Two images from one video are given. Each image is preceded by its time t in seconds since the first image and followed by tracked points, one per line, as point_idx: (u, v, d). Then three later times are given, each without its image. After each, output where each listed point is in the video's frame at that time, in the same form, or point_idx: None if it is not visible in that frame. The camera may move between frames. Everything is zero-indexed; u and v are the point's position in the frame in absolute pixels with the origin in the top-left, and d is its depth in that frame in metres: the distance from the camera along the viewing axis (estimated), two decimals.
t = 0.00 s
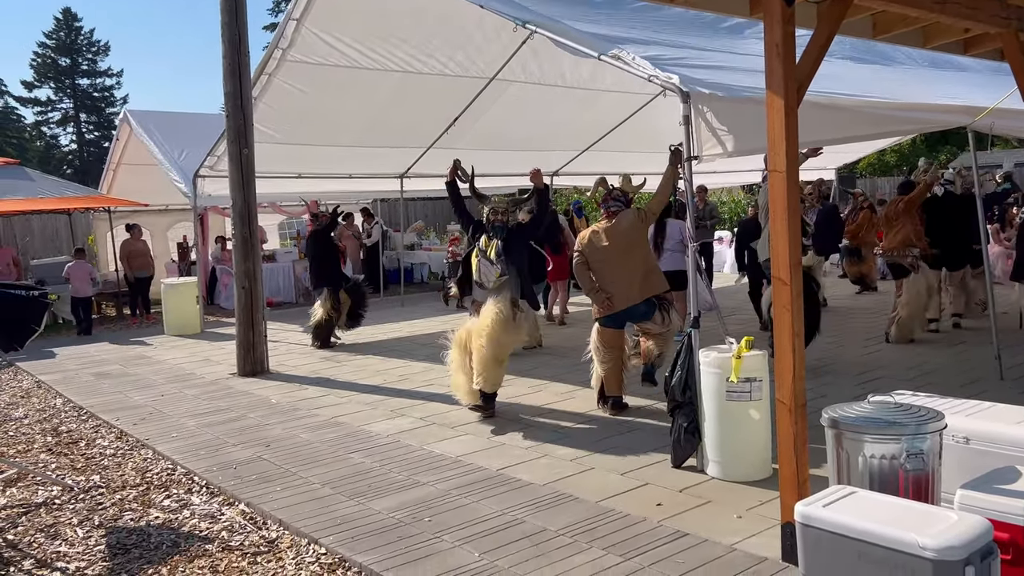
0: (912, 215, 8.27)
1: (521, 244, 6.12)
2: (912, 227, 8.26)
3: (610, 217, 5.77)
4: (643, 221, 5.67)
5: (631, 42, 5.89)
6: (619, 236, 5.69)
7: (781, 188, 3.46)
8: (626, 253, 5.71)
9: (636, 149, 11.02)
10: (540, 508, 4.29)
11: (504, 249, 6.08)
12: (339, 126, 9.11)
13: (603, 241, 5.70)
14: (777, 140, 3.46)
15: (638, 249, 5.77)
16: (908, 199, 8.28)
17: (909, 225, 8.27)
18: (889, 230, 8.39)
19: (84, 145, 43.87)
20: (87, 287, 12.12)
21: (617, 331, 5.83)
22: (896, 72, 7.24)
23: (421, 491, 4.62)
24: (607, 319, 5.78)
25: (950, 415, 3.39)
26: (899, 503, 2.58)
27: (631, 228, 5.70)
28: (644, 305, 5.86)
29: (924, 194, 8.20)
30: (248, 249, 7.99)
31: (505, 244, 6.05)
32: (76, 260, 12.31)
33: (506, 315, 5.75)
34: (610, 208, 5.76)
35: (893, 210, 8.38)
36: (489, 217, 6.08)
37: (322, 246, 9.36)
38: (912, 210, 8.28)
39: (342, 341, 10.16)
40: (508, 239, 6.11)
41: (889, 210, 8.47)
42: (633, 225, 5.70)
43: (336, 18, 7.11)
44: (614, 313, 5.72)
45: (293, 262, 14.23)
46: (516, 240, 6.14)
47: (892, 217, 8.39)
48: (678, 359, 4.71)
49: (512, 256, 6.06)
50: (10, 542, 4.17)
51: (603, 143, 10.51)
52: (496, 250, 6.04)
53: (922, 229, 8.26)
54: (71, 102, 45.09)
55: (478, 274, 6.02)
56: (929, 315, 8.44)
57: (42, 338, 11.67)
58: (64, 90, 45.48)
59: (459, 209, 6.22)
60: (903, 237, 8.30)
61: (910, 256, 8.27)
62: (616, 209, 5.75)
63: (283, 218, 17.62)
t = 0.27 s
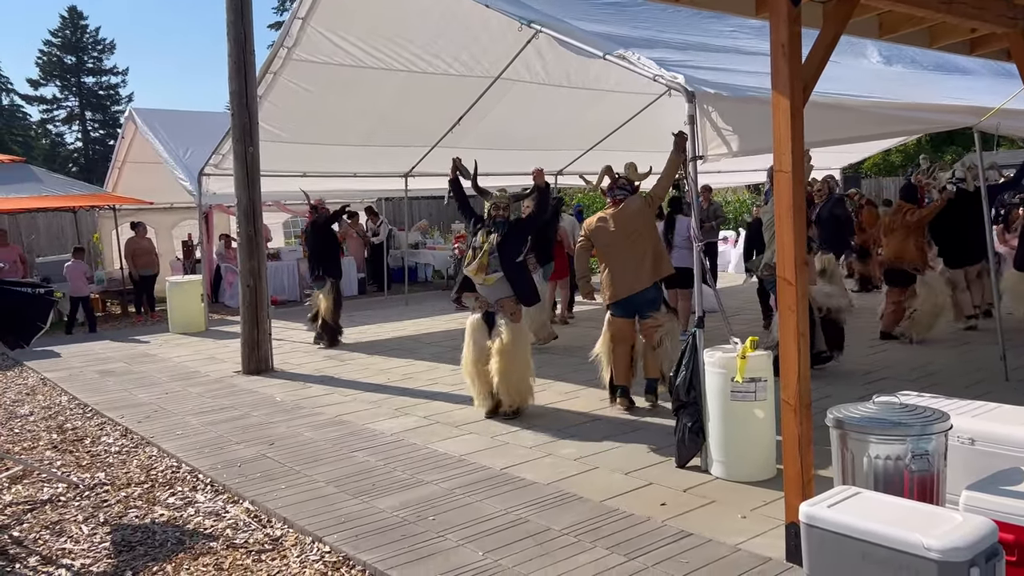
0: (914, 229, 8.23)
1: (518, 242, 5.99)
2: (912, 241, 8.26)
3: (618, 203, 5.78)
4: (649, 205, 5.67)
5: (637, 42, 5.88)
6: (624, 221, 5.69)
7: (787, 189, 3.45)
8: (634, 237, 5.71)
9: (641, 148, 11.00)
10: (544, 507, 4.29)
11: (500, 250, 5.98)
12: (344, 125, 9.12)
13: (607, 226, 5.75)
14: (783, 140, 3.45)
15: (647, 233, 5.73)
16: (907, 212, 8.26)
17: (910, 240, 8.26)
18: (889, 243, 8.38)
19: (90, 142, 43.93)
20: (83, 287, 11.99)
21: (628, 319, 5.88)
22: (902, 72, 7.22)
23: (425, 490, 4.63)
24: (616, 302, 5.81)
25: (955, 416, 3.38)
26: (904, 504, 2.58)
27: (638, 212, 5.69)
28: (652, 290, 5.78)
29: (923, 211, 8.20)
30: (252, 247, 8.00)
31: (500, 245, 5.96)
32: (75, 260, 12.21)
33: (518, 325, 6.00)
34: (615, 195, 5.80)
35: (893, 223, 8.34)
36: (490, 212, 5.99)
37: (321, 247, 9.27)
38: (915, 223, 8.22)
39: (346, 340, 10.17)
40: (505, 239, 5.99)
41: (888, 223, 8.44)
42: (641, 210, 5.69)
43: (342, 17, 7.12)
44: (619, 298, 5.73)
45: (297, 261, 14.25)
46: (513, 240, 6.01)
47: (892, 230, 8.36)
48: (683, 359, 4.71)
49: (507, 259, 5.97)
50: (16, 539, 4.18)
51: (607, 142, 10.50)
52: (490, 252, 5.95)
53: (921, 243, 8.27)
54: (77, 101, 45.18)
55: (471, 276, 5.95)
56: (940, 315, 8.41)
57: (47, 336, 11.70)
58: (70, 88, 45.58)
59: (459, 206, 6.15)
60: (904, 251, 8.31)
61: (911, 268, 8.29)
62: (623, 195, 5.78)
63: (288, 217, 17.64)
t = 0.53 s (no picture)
0: (924, 224, 7.95)
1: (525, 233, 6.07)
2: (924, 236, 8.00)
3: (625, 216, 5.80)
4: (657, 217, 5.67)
5: (642, 42, 5.88)
6: (631, 233, 5.71)
7: (792, 189, 3.45)
8: (641, 249, 5.70)
9: (645, 148, 10.99)
10: (547, 507, 4.29)
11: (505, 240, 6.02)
12: (349, 124, 9.12)
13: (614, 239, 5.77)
14: (788, 141, 3.45)
15: (656, 244, 5.72)
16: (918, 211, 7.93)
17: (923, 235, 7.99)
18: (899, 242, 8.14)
19: (95, 141, 44.02)
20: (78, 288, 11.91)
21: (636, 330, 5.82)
22: (907, 73, 7.21)
23: (428, 489, 4.63)
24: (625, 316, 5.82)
25: (959, 418, 3.37)
26: (909, 504, 2.57)
27: (645, 226, 5.70)
28: (660, 301, 5.80)
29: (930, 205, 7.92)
30: (257, 246, 8.02)
31: (505, 235, 6.00)
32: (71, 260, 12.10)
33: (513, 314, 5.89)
34: (623, 207, 5.82)
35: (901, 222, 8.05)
36: (495, 201, 6.08)
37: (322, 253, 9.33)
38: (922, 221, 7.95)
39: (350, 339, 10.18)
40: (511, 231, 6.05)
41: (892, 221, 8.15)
42: (648, 222, 5.70)
43: (347, 16, 7.12)
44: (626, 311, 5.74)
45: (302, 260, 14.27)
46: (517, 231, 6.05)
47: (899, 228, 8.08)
48: (687, 359, 4.71)
49: (510, 249, 5.95)
50: (20, 536, 4.20)
51: (611, 142, 10.50)
52: (494, 243, 5.99)
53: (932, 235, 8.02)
54: (82, 100, 45.28)
55: (477, 267, 6.01)
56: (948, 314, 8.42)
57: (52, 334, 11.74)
58: (75, 87, 45.69)
59: (465, 199, 6.24)
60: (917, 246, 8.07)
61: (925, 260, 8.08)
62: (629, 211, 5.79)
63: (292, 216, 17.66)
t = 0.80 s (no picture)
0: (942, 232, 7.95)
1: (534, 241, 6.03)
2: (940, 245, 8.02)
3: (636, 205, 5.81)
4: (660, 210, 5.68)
5: (645, 44, 5.88)
6: (636, 224, 5.74)
7: (794, 191, 3.45)
8: (646, 241, 5.73)
9: (648, 149, 11.00)
10: (548, 508, 4.29)
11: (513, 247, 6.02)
12: (352, 124, 9.14)
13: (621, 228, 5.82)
14: (790, 143, 3.45)
15: (661, 238, 5.72)
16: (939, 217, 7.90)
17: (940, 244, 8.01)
18: (915, 249, 8.06)
19: (98, 140, 44.09)
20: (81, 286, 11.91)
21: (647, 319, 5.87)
22: (911, 76, 7.21)
23: (429, 490, 4.63)
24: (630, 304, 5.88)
25: (961, 421, 3.37)
26: (909, 507, 2.58)
27: (649, 219, 5.70)
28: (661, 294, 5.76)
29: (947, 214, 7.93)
30: (260, 246, 8.03)
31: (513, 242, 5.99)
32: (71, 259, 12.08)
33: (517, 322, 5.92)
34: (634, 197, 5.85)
35: (919, 228, 8.00)
36: (500, 212, 6.04)
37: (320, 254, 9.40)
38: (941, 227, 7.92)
39: (352, 339, 10.19)
40: (518, 238, 6.04)
41: (907, 227, 8.11)
42: (654, 214, 5.69)
43: (350, 16, 7.13)
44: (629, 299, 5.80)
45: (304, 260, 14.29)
46: (526, 238, 6.04)
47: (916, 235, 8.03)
48: (689, 361, 4.71)
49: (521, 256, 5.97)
50: (22, 534, 4.21)
51: (614, 143, 10.51)
52: (502, 250, 6.00)
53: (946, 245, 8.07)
54: (85, 98, 45.39)
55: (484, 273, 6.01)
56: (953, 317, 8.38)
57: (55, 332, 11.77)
58: (79, 86, 45.80)
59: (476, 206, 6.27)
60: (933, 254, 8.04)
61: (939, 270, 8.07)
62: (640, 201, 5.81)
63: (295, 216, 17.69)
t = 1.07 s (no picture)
0: (945, 228, 7.79)
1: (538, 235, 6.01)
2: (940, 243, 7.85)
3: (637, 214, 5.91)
4: (649, 222, 5.77)
5: (647, 46, 5.88)
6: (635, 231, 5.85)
7: (795, 194, 3.44)
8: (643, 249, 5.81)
9: (649, 151, 11.00)
10: (547, 509, 4.29)
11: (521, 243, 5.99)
12: (353, 124, 9.13)
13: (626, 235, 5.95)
14: (791, 145, 3.44)
15: (658, 247, 5.76)
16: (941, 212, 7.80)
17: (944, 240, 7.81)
18: (917, 245, 7.83)
19: (101, 139, 44.13)
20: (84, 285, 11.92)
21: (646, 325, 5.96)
22: (914, 79, 7.20)
23: (428, 490, 4.63)
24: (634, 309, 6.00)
25: (961, 425, 3.37)
26: (909, 511, 2.57)
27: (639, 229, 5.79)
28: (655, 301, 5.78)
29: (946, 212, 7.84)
30: (260, 246, 8.04)
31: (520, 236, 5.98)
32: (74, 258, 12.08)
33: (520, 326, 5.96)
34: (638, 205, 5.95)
35: (922, 223, 7.78)
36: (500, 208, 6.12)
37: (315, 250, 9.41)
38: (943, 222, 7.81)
39: (353, 339, 10.19)
40: (525, 233, 6.01)
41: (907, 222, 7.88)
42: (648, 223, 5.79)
43: (352, 16, 7.13)
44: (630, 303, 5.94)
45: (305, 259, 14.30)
46: (534, 233, 6.02)
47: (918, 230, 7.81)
48: (689, 363, 4.70)
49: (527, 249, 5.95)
50: (21, 533, 4.21)
51: (615, 145, 10.51)
52: (510, 245, 5.96)
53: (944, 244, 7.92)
54: (88, 97, 45.44)
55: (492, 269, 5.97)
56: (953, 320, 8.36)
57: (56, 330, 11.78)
58: (82, 84, 45.85)
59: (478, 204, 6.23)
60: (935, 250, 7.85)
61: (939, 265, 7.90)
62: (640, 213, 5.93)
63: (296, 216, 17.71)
